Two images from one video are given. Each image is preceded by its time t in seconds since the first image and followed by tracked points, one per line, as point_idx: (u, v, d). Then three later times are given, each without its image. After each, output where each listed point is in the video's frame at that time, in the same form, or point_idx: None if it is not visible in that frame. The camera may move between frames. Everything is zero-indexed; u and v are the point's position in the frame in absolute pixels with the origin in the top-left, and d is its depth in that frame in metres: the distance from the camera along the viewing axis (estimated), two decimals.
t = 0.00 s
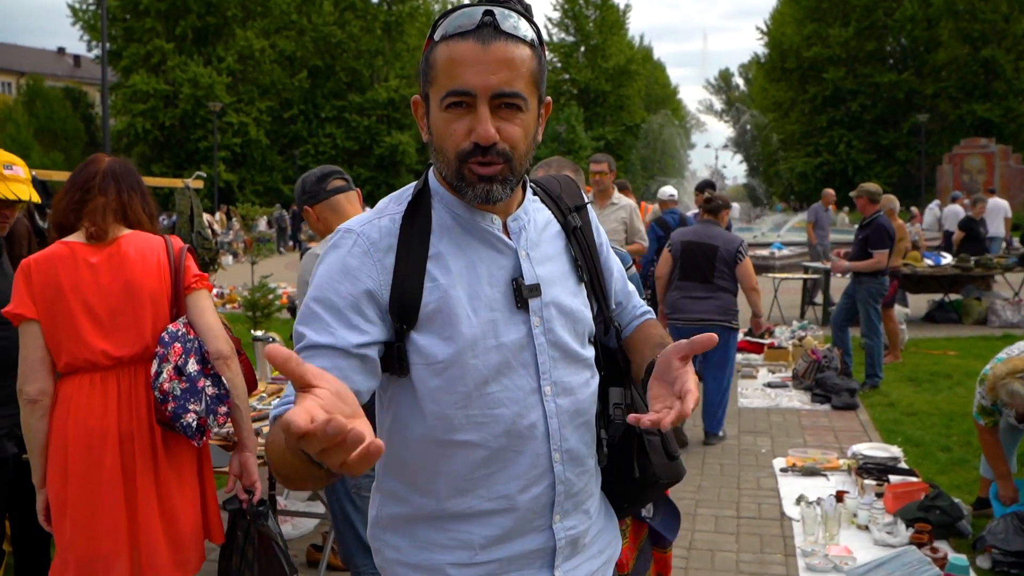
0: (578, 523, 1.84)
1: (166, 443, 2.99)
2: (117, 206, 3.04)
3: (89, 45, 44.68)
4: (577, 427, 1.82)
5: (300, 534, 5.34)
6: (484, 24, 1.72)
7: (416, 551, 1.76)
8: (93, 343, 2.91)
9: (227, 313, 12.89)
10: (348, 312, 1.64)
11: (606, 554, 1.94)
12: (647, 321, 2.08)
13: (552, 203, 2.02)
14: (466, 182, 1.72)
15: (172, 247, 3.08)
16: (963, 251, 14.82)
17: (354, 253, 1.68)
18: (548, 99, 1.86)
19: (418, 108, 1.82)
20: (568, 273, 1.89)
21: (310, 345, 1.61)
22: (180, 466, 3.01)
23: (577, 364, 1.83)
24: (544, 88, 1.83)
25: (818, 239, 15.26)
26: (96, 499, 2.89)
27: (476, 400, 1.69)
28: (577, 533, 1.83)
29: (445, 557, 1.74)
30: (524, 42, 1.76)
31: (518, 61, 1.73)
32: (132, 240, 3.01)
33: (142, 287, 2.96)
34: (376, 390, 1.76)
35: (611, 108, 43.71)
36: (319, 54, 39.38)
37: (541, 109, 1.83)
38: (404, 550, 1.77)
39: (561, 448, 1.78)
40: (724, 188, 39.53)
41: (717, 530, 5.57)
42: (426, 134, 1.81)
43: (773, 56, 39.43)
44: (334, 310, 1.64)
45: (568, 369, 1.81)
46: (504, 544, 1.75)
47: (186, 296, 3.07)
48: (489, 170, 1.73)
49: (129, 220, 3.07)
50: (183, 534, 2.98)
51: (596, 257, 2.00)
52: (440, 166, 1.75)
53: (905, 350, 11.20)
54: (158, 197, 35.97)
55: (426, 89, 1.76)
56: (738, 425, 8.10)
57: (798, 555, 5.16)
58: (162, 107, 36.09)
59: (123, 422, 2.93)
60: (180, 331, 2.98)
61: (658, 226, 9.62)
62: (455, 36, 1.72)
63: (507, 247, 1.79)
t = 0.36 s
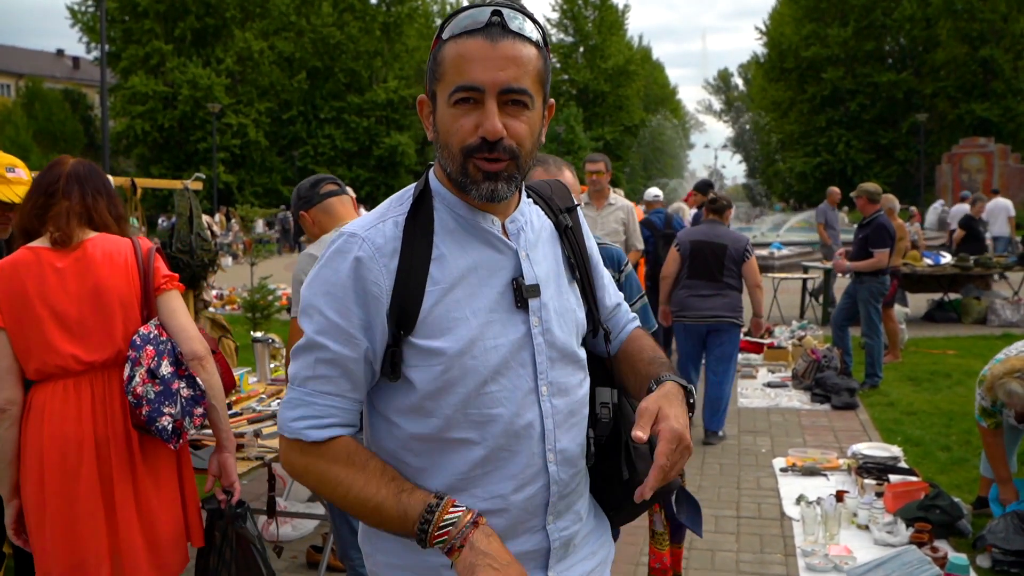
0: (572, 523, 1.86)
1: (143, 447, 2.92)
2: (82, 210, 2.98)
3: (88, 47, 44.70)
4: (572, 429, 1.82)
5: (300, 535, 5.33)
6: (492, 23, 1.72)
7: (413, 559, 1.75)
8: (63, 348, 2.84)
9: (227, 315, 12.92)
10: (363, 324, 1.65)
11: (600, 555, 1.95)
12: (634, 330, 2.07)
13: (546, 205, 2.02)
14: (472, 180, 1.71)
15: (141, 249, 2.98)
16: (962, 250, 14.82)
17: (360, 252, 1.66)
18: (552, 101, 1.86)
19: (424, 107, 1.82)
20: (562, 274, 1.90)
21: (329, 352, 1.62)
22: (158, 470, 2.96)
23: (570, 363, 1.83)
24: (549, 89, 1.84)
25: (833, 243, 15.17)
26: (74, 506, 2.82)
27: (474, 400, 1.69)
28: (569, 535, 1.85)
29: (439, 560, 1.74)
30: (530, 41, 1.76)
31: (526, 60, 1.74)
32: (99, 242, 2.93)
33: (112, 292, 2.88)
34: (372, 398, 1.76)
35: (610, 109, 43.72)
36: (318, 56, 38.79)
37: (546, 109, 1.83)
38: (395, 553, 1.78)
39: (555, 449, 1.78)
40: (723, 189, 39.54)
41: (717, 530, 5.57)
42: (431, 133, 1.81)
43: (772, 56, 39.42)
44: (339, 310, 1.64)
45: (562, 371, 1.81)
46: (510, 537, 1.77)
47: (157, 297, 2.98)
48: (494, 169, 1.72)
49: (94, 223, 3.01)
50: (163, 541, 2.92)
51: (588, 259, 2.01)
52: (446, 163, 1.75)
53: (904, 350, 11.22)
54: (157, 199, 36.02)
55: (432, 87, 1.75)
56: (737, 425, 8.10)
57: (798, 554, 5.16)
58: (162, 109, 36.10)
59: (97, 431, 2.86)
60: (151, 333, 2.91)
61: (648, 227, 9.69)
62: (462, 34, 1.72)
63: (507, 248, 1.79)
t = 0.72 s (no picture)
0: (569, 514, 1.92)
1: (133, 448, 2.94)
2: (50, 212, 2.92)
3: (89, 47, 44.69)
4: (574, 425, 1.87)
5: (301, 534, 5.33)
6: (506, 45, 1.70)
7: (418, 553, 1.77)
8: (44, 353, 2.83)
9: (227, 315, 12.93)
10: (377, 335, 1.62)
11: (584, 541, 2.01)
12: (611, 328, 2.17)
13: (544, 208, 2.08)
14: (478, 202, 1.72)
15: (118, 248, 2.96)
16: (964, 251, 14.81)
17: (373, 263, 1.63)
18: (558, 112, 1.86)
19: (431, 115, 1.80)
20: (562, 280, 1.94)
21: (341, 365, 1.59)
22: (147, 469, 2.97)
23: (570, 364, 1.87)
24: (556, 104, 1.84)
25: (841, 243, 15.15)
26: (63, 509, 2.82)
27: (487, 404, 1.71)
28: (567, 524, 1.92)
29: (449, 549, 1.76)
30: (542, 61, 1.75)
31: (537, 83, 1.73)
32: (76, 243, 2.90)
33: (90, 293, 2.86)
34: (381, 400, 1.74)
35: (610, 109, 43.71)
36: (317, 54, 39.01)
37: (553, 123, 1.82)
38: (395, 547, 1.80)
39: (559, 446, 1.82)
40: (723, 189, 39.56)
41: (717, 530, 5.57)
42: (438, 143, 1.80)
43: (772, 56, 39.38)
44: (348, 318, 1.61)
45: (564, 370, 1.86)
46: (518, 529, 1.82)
47: (138, 296, 2.97)
48: (502, 192, 1.73)
49: (65, 223, 2.96)
50: (146, 540, 2.94)
51: (583, 264, 2.07)
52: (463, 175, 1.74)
53: (905, 350, 11.22)
54: (158, 199, 36.05)
55: (441, 102, 1.73)
56: (738, 425, 8.10)
57: (798, 555, 5.16)
58: (162, 109, 36.10)
59: (85, 433, 2.85)
60: (135, 333, 2.90)
61: (647, 224, 9.77)
62: (473, 55, 1.69)
63: (513, 255, 1.81)
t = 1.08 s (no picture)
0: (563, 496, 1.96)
1: (124, 451, 2.94)
2: (26, 214, 2.91)
3: (83, 46, 44.57)
4: (565, 410, 1.91)
5: (295, 535, 5.32)
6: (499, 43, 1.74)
7: (422, 529, 1.82)
8: (32, 358, 2.83)
9: (221, 315, 12.90)
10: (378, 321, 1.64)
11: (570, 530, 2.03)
12: (589, 321, 2.20)
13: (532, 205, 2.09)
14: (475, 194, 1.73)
15: (101, 249, 2.95)
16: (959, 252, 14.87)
17: (374, 256, 1.65)
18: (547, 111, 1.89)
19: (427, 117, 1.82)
20: (550, 270, 1.97)
21: (346, 346, 1.61)
22: (140, 472, 2.97)
23: (560, 352, 1.90)
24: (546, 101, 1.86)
25: (839, 243, 15.14)
26: (55, 514, 2.81)
27: (486, 389, 1.73)
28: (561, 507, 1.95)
29: (453, 530, 1.81)
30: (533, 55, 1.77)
31: (526, 75, 1.74)
32: (57, 246, 2.90)
33: (74, 296, 2.85)
34: (380, 383, 1.76)
35: (606, 110, 43.74)
36: (314, 55, 38.83)
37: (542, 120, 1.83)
38: (409, 529, 1.83)
39: (553, 429, 1.86)
40: (719, 190, 39.60)
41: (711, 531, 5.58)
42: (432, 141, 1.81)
43: (768, 57, 39.45)
44: (351, 305, 1.62)
45: (556, 356, 1.88)
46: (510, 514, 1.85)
47: (124, 297, 2.96)
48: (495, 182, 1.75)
49: (43, 225, 2.95)
50: (138, 541, 2.92)
51: (567, 257, 2.10)
52: (473, 168, 1.74)
53: (900, 351, 11.26)
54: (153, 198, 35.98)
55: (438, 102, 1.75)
56: (733, 426, 8.10)
57: (793, 555, 5.16)
58: (157, 109, 36.03)
59: (77, 438, 2.85)
60: (123, 335, 2.88)
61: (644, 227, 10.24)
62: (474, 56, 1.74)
63: (506, 245, 1.83)
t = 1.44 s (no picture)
0: (552, 492, 1.98)
1: (124, 454, 2.94)
2: (23, 218, 2.94)
3: (88, 49, 44.74)
4: (556, 408, 1.95)
5: (298, 538, 5.33)
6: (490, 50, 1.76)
7: (409, 516, 1.84)
8: (32, 363, 2.83)
9: (225, 318, 12.96)
10: (377, 316, 1.67)
11: (563, 525, 2.05)
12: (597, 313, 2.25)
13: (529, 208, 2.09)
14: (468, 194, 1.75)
15: (99, 251, 2.96)
16: (962, 257, 14.87)
17: (371, 259, 1.70)
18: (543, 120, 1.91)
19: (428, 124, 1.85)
20: (546, 272, 2.00)
21: (348, 343, 1.64)
22: (142, 475, 2.98)
23: (554, 353, 1.93)
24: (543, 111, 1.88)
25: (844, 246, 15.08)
26: (54, 516, 2.81)
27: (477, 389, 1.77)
28: (551, 502, 1.97)
29: (440, 517, 1.82)
30: (534, 67, 1.80)
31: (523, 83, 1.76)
32: (54, 250, 2.90)
33: (73, 298, 2.86)
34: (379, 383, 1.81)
35: (609, 114, 43.80)
36: (317, 58, 39.03)
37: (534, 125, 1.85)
38: (397, 519, 1.85)
39: (543, 427, 1.90)
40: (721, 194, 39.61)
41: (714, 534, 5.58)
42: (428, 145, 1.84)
43: (770, 61, 39.47)
44: (355, 300, 1.67)
45: (548, 357, 1.91)
46: (493, 507, 1.86)
47: (124, 298, 2.97)
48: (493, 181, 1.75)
49: (40, 228, 2.97)
50: (140, 543, 2.92)
51: (566, 260, 2.12)
52: (465, 174, 1.76)
53: (903, 355, 11.27)
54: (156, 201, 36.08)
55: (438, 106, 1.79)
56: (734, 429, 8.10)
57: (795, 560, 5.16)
58: (161, 111, 36.13)
59: (78, 441, 2.86)
60: (124, 337, 2.90)
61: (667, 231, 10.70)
62: (475, 63, 1.76)
63: (501, 251, 1.86)
